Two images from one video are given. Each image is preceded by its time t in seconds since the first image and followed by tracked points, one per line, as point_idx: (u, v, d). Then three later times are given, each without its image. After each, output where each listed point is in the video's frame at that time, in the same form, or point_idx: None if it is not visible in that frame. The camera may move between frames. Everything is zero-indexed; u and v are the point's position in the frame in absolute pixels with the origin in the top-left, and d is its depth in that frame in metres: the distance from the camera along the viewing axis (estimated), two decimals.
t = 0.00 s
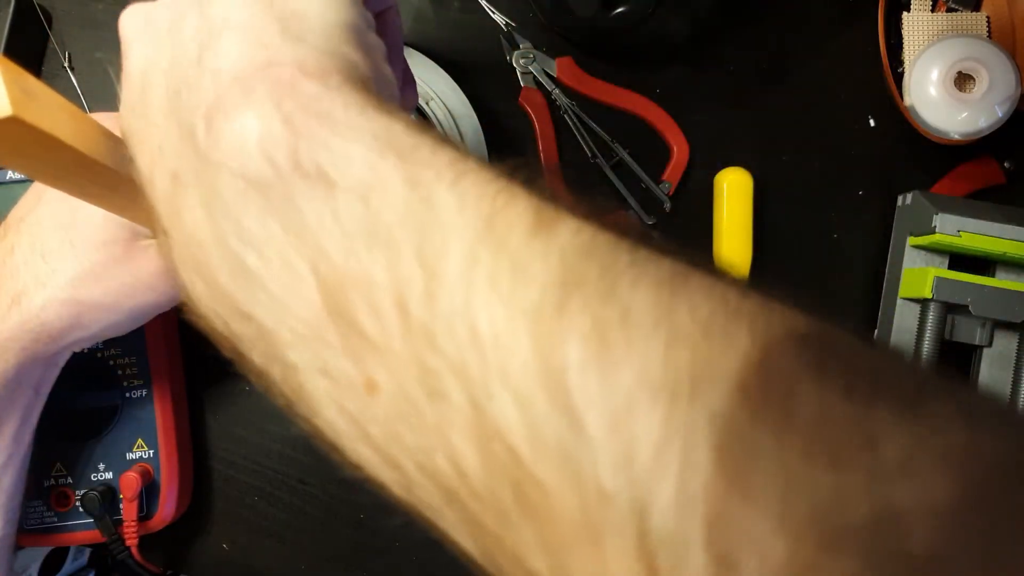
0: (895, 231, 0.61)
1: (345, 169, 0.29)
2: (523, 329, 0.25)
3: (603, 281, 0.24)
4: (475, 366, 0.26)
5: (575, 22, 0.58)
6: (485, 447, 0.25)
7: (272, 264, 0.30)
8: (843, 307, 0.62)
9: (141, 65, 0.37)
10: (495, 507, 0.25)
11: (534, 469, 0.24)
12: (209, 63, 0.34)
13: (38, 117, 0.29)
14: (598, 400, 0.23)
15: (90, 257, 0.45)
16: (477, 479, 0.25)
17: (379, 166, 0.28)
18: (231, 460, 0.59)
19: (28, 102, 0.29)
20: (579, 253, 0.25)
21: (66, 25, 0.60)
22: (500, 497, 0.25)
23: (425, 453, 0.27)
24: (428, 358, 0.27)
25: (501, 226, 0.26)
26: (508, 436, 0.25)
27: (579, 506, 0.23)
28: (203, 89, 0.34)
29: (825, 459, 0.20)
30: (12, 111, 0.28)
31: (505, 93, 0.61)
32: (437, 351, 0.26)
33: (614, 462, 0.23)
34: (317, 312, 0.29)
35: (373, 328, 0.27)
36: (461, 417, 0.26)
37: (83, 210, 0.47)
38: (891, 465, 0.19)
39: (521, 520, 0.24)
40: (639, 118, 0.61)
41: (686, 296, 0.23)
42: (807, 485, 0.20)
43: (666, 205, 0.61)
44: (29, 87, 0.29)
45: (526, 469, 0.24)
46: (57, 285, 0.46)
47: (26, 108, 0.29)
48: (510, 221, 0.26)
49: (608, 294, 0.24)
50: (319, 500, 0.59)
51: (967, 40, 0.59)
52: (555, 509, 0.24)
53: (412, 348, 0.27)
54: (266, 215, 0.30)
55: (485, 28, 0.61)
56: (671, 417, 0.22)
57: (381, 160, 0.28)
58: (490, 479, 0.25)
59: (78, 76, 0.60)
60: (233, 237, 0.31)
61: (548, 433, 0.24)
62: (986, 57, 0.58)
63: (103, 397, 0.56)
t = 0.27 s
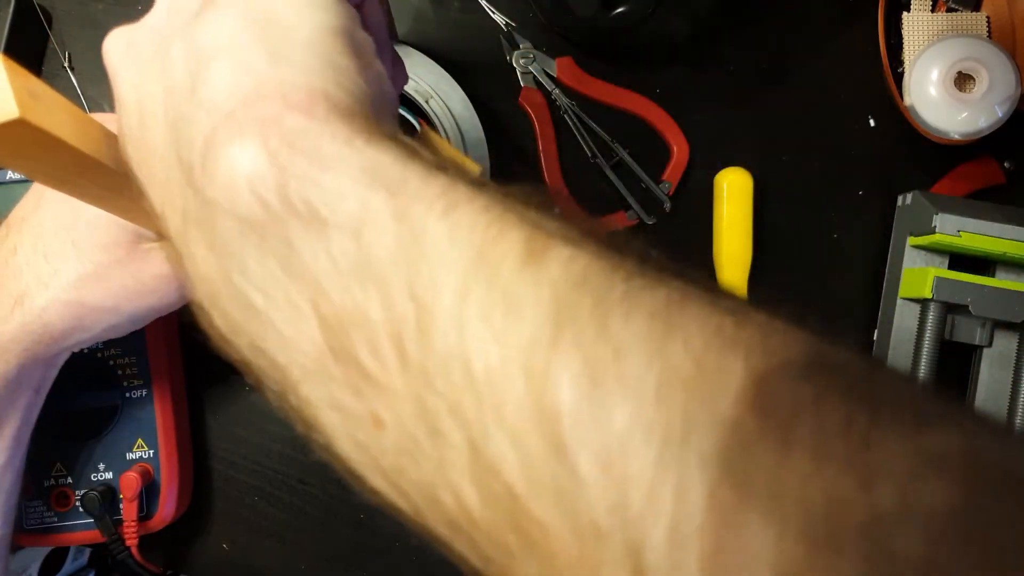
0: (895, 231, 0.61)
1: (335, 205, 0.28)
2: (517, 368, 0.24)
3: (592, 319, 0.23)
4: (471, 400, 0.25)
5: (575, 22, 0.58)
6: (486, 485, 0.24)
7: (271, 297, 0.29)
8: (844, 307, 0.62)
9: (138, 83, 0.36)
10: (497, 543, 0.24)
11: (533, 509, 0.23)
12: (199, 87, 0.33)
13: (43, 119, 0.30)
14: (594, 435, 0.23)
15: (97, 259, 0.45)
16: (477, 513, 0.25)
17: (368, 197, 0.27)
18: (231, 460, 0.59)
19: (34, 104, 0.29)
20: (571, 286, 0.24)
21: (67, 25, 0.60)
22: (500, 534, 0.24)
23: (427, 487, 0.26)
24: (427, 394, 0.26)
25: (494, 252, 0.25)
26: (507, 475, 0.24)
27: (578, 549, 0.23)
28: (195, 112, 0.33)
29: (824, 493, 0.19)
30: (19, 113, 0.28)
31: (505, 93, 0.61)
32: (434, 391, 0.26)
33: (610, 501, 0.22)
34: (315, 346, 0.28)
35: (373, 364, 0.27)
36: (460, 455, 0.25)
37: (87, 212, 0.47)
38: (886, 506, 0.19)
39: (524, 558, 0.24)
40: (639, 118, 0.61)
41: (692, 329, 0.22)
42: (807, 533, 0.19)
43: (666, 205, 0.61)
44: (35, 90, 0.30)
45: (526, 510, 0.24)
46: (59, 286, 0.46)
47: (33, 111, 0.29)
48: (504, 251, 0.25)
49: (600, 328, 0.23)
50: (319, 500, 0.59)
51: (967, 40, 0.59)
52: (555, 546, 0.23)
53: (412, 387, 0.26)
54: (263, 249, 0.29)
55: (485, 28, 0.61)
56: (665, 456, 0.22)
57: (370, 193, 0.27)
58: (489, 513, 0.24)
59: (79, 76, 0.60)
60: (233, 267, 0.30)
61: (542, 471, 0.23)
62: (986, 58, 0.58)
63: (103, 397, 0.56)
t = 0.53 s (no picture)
0: (895, 231, 0.61)
1: (320, 149, 0.26)
2: (478, 303, 0.22)
3: (559, 265, 0.22)
4: (426, 333, 0.23)
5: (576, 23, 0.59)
6: (428, 418, 0.23)
7: (217, 227, 0.27)
8: (844, 307, 0.62)
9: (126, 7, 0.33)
10: (430, 479, 0.23)
11: (478, 438, 0.22)
12: (199, 35, 0.30)
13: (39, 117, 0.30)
14: (545, 367, 0.21)
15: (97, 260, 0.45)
16: (415, 450, 0.23)
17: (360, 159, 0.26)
18: (231, 460, 0.59)
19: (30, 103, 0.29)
20: (539, 237, 0.23)
21: (67, 25, 0.60)
22: (437, 469, 0.23)
23: (363, 424, 0.24)
24: (376, 323, 0.24)
25: (467, 203, 0.24)
26: (450, 402, 0.22)
27: (520, 478, 0.21)
28: (171, 52, 0.30)
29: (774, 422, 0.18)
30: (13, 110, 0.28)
31: (506, 93, 0.61)
32: (387, 317, 0.24)
33: (557, 430, 0.21)
34: (260, 278, 0.26)
35: (323, 298, 0.25)
36: (404, 386, 0.24)
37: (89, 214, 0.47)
38: (855, 450, 0.17)
39: (459, 495, 0.22)
40: (640, 118, 0.61)
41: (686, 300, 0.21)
42: (761, 467, 0.18)
43: (666, 205, 0.60)
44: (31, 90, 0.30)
45: (468, 437, 0.22)
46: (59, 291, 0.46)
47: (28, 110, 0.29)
48: (475, 204, 0.24)
49: (562, 274, 0.22)
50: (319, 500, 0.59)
51: (967, 40, 0.59)
52: (496, 481, 0.21)
53: (363, 317, 0.24)
54: (220, 177, 0.27)
55: (485, 28, 0.61)
56: (611, 393, 0.20)
57: (358, 146, 0.26)
58: (427, 448, 0.23)
59: (78, 76, 0.60)
60: (169, 191, 0.28)
61: (492, 403, 0.22)
62: (986, 57, 0.58)
63: (104, 397, 0.56)
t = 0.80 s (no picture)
0: (895, 232, 0.61)
1: (366, 180, 0.27)
2: (532, 333, 0.24)
3: (608, 289, 0.23)
4: (480, 359, 0.24)
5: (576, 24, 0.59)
6: (487, 439, 0.24)
7: (268, 255, 0.28)
8: (844, 306, 0.62)
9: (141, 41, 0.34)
10: (490, 501, 0.24)
11: (539, 458, 0.23)
12: (226, 69, 0.31)
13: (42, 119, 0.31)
14: (603, 392, 0.22)
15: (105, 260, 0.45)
16: (473, 472, 0.24)
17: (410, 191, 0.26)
18: (231, 460, 0.59)
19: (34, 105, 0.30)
20: (587, 261, 0.24)
21: (67, 25, 0.60)
22: (495, 489, 0.24)
23: (419, 449, 0.25)
24: (430, 349, 0.25)
25: (512, 230, 0.25)
26: (509, 425, 0.24)
27: (583, 499, 0.22)
28: (205, 90, 0.31)
29: (828, 449, 0.19)
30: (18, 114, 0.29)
31: (505, 93, 0.61)
32: (441, 342, 0.25)
33: (617, 452, 0.22)
34: (314, 311, 0.27)
35: (376, 325, 0.26)
36: (460, 407, 0.25)
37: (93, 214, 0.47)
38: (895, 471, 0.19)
39: (519, 515, 0.23)
40: (640, 118, 0.61)
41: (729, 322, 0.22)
42: (812, 483, 0.19)
43: (667, 206, 0.61)
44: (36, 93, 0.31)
45: (528, 460, 0.23)
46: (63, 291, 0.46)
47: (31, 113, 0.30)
48: (521, 230, 0.25)
49: (612, 298, 0.23)
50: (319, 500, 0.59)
51: (968, 40, 0.59)
52: (554, 501, 0.23)
53: (418, 349, 0.25)
54: (269, 213, 0.28)
55: (485, 28, 0.61)
56: (670, 419, 0.22)
57: (403, 177, 0.27)
58: (486, 469, 0.24)
59: (78, 76, 0.60)
60: (217, 226, 0.29)
61: (551, 428, 0.23)
62: (986, 57, 0.58)
63: (104, 397, 0.56)
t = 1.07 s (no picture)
0: (895, 232, 0.61)
1: (351, 214, 0.27)
2: (523, 370, 0.23)
3: (602, 323, 0.23)
4: (474, 400, 0.24)
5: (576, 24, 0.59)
6: (484, 483, 0.24)
7: (264, 301, 0.28)
8: (844, 306, 0.62)
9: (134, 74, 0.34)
10: (491, 544, 0.24)
11: (536, 500, 0.23)
12: (209, 103, 0.32)
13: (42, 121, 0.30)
14: (596, 431, 0.22)
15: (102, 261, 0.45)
16: (472, 515, 0.24)
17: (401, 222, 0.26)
18: (231, 460, 0.59)
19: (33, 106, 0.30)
20: (581, 293, 0.24)
21: (67, 25, 0.60)
22: (496, 534, 0.24)
23: (419, 489, 0.25)
24: (425, 389, 0.25)
25: (504, 262, 0.25)
26: (506, 470, 0.23)
27: (580, 543, 0.22)
28: (190, 124, 0.32)
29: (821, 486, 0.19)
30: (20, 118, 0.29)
31: (505, 93, 0.61)
32: (435, 383, 0.25)
33: (614, 492, 0.22)
34: (312, 351, 0.27)
35: (373, 366, 0.26)
36: (458, 451, 0.24)
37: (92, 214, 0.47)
38: (891, 513, 0.18)
39: (519, 558, 0.23)
40: (640, 118, 0.61)
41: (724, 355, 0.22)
42: (809, 525, 0.19)
43: (667, 206, 0.60)
44: (34, 95, 0.31)
45: (526, 501, 0.23)
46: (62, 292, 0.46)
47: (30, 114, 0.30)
48: (512, 261, 0.25)
49: (607, 332, 0.23)
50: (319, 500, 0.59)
51: (967, 40, 0.59)
52: (554, 544, 0.23)
53: (412, 389, 0.25)
54: (258, 250, 0.28)
55: (485, 28, 0.61)
56: (666, 456, 0.21)
57: (391, 208, 0.27)
58: (485, 514, 0.24)
59: (78, 76, 0.60)
60: (212, 265, 0.29)
61: (547, 470, 0.23)
62: (986, 57, 0.58)
63: (103, 397, 0.56)
